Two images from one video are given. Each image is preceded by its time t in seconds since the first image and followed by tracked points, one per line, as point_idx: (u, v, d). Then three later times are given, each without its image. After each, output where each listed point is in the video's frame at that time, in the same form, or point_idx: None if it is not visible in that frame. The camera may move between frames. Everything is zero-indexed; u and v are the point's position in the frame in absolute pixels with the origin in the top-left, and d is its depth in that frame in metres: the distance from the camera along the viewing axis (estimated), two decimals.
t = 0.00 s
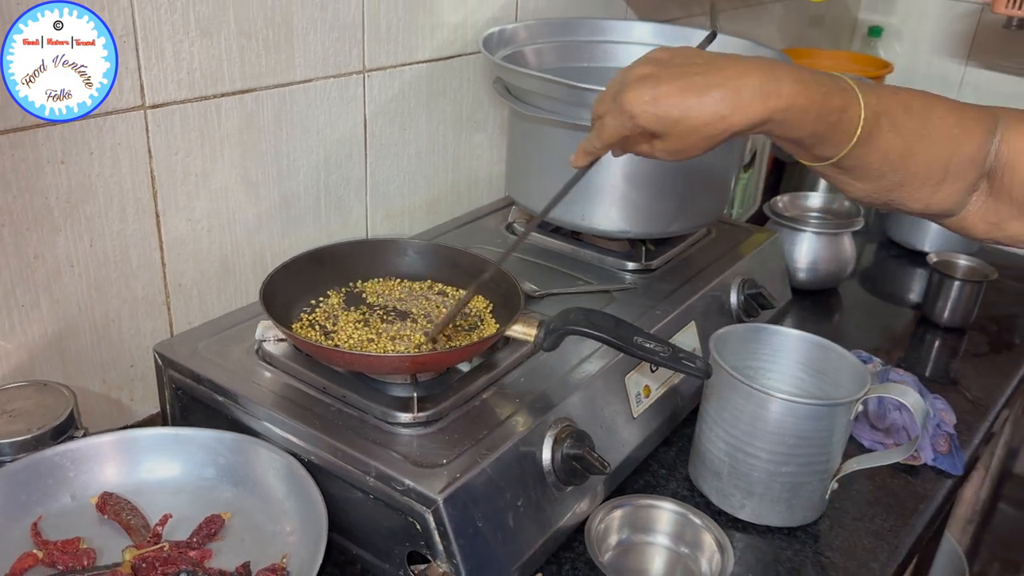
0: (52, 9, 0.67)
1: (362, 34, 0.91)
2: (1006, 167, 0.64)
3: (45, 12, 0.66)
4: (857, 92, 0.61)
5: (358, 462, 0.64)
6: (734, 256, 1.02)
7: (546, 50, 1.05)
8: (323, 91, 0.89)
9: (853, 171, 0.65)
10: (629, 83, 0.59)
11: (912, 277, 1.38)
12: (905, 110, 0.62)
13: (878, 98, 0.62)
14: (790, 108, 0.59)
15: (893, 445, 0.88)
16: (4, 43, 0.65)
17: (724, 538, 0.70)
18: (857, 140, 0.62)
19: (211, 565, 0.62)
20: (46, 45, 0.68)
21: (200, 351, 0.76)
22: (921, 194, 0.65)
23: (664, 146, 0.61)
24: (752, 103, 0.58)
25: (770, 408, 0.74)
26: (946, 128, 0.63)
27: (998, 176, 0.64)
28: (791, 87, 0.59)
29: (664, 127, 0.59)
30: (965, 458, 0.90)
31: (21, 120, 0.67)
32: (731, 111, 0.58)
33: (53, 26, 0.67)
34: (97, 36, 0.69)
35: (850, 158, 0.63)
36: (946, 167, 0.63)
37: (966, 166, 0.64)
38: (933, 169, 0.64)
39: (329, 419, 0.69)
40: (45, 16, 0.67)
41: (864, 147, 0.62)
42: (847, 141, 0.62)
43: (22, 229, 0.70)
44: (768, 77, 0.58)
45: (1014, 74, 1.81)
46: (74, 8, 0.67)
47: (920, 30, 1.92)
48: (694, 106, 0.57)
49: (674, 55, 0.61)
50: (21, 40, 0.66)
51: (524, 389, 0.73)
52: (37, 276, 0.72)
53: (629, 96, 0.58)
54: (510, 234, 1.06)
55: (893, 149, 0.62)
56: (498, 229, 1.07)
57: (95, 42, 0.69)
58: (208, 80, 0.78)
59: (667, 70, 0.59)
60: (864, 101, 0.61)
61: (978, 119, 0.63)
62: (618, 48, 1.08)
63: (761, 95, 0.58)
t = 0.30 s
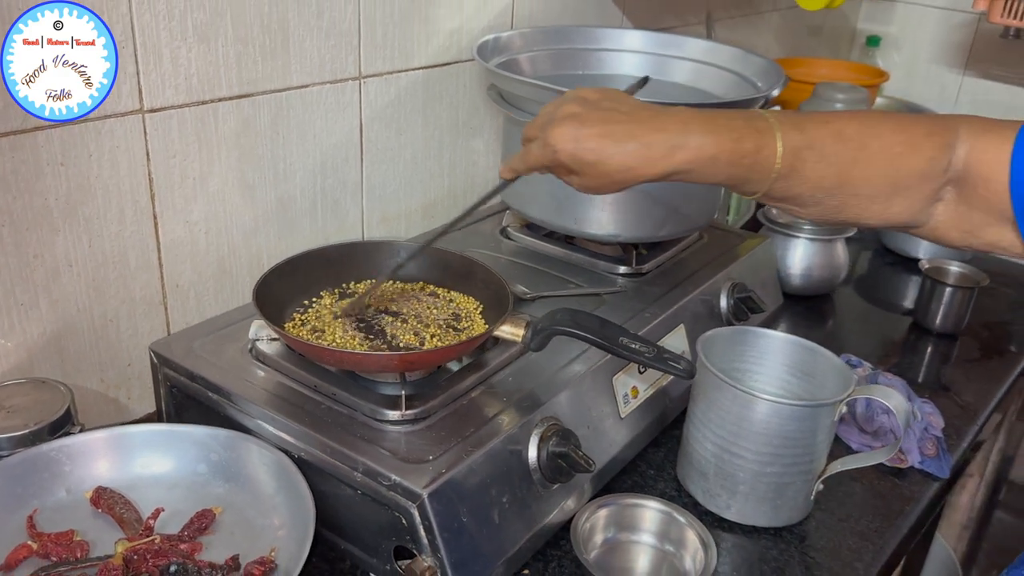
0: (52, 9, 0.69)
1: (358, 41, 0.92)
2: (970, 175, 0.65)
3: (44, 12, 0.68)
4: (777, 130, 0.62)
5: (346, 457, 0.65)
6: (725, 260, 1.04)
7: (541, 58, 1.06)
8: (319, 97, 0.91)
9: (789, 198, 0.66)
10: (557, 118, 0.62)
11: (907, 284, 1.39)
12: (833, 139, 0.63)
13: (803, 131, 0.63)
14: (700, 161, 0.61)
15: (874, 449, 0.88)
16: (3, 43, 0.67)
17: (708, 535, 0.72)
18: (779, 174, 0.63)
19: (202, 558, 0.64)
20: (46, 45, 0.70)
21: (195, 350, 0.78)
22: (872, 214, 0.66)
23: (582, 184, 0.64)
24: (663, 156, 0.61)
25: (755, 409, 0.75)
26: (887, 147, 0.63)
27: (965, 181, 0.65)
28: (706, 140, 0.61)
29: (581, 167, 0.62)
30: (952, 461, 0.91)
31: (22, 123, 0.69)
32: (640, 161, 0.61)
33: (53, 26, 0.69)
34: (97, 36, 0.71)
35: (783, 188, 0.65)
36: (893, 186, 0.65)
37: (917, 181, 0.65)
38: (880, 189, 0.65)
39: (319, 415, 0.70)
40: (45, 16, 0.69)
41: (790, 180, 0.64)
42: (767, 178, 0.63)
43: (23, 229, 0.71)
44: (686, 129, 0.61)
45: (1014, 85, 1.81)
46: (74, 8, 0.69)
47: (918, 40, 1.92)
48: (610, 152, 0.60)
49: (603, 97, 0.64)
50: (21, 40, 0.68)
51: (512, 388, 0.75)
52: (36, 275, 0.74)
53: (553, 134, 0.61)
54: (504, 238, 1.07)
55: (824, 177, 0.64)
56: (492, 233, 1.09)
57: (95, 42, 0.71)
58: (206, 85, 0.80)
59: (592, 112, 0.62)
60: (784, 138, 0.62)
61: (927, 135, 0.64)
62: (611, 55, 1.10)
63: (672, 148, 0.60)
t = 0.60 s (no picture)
0: (52, 9, 0.70)
1: (359, 48, 0.94)
2: (939, 186, 0.67)
3: (45, 12, 0.69)
4: (720, 154, 0.65)
5: (343, 455, 0.66)
6: (722, 265, 1.05)
7: (540, 65, 1.07)
8: (321, 103, 0.92)
9: (746, 219, 0.69)
10: (511, 144, 0.64)
11: (906, 290, 1.39)
12: (779, 160, 0.66)
13: (746, 154, 0.66)
14: (643, 190, 0.64)
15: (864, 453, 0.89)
16: (4, 43, 0.68)
17: (701, 536, 0.73)
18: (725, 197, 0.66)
19: (200, 554, 0.65)
20: (46, 45, 0.71)
21: (197, 351, 0.79)
22: (836, 228, 0.69)
23: (532, 208, 0.66)
24: (610, 183, 0.63)
25: (749, 411, 0.75)
26: (842, 163, 0.67)
27: (934, 192, 0.67)
28: (650, 170, 0.63)
29: (533, 194, 0.64)
30: (948, 466, 0.91)
31: (28, 127, 0.70)
32: (587, 189, 0.63)
33: (53, 26, 0.70)
34: (97, 36, 0.72)
35: (731, 211, 0.68)
36: (850, 201, 0.68)
37: (875, 194, 0.67)
38: (837, 206, 0.68)
39: (317, 415, 0.71)
40: (45, 16, 0.70)
41: (741, 201, 0.67)
42: (715, 201, 0.66)
43: (28, 231, 0.73)
44: (630, 160, 0.63)
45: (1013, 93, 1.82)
46: (74, 9, 0.70)
47: (920, 48, 1.93)
48: (561, 182, 0.62)
49: (553, 126, 0.67)
50: (21, 40, 0.69)
51: (508, 388, 0.76)
52: (41, 276, 0.75)
53: (507, 160, 0.63)
54: (504, 243, 1.08)
55: (772, 197, 0.67)
56: (492, 238, 1.10)
57: (95, 42, 0.72)
58: (209, 91, 0.81)
59: (542, 140, 0.64)
60: (727, 162, 0.65)
61: (886, 150, 0.67)
62: (610, 62, 1.11)
63: (618, 177, 0.63)
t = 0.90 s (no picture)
0: (52, 9, 0.70)
1: (364, 57, 0.95)
2: (976, 159, 0.65)
3: (45, 12, 0.70)
4: (813, 94, 0.63)
5: (345, 457, 0.67)
6: (723, 272, 1.05)
7: (543, 74, 1.09)
8: (326, 111, 0.94)
9: (813, 165, 0.67)
10: (593, 90, 0.62)
11: (909, 298, 1.39)
12: (863, 110, 0.64)
13: (835, 97, 0.63)
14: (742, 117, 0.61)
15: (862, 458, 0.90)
16: (4, 43, 0.69)
17: (700, 539, 0.74)
18: (810, 141, 0.64)
19: (203, 554, 0.65)
20: (47, 46, 0.71)
21: (201, 354, 0.80)
22: (888, 184, 0.68)
23: (624, 149, 0.64)
24: (706, 110, 0.60)
25: (748, 416, 0.76)
26: (908, 125, 0.65)
27: (969, 167, 0.66)
28: (745, 95, 0.60)
29: (624, 134, 0.62)
30: (947, 471, 0.92)
31: (37, 134, 0.72)
32: (682, 119, 0.60)
33: (53, 26, 0.71)
34: (97, 37, 0.73)
35: (809, 154, 0.65)
36: (911, 161, 0.66)
37: (932, 159, 0.66)
38: (900, 163, 0.66)
39: (319, 417, 0.72)
40: (45, 16, 0.70)
41: (819, 146, 0.65)
42: (799, 143, 0.64)
43: (36, 236, 0.74)
44: (725, 85, 0.60)
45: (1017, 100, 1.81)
46: (74, 9, 0.71)
47: (924, 57, 1.93)
48: (649, 117, 0.60)
49: (635, 61, 0.63)
50: (21, 40, 0.70)
51: (508, 392, 0.76)
52: (49, 281, 0.76)
53: (592, 104, 0.61)
54: (506, 249, 1.09)
55: (850, 146, 0.65)
56: (494, 244, 1.11)
57: (95, 43, 0.73)
58: (215, 98, 0.83)
59: (627, 77, 0.61)
60: (819, 102, 0.63)
61: (945, 115, 0.65)
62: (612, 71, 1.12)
63: (716, 103, 0.60)
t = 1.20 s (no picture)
0: (52, 9, 0.70)
1: (371, 65, 0.96)
2: (989, 175, 0.62)
3: (45, 12, 0.70)
4: (823, 110, 0.63)
5: (352, 462, 0.68)
6: (729, 278, 1.06)
7: (549, 81, 1.10)
8: (334, 118, 0.94)
9: (829, 182, 0.66)
10: (605, 109, 0.67)
11: (915, 304, 1.39)
12: (874, 125, 0.63)
13: (846, 113, 0.63)
14: (749, 134, 0.63)
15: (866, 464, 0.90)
16: (4, 42, 0.69)
17: (705, 544, 0.74)
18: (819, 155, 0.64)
19: (211, 557, 0.66)
20: (47, 45, 0.71)
21: (211, 359, 0.81)
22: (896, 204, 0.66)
23: (637, 166, 0.68)
24: (712, 129, 0.63)
25: (753, 422, 0.76)
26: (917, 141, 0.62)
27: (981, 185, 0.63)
28: (752, 114, 0.63)
29: (633, 152, 0.66)
30: (953, 478, 0.92)
31: (49, 140, 0.72)
32: (687, 138, 0.64)
33: (53, 25, 0.71)
34: (97, 36, 0.73)
35: (822, 170, 0.65)
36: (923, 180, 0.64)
37: (945, 176, 0.63)
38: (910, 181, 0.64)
39: (326, 422, 0.73)
40: (45, 16, 0.70)
41: (832, 160, 0.64)
42: (810, 156, 0.64)
43: (47, 242, 0.75)
44: (731, 104, 0.63)
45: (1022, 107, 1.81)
46: (75, 8, 0.71)
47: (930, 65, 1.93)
48: (655, 135, 0.64)
49: (648, 80, 0.68)
50: (21, 40, 0.70)
51: (514, 397, 0.77)
52: (60, 286, 0.77)
53: (603, 122, 0.66)
54: (512, 255, 1.10)
55: (863, 163, 0.64)
56: (501, 250, 1.11)
57: (95, 42, 0.73)
58: (224, 106, 0.84)
59: (637, 96, 0.66)
60: (828, 119, 0.63)
61: (957, 131, 0.62)
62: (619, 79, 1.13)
63: (721, 121, 0.63)
